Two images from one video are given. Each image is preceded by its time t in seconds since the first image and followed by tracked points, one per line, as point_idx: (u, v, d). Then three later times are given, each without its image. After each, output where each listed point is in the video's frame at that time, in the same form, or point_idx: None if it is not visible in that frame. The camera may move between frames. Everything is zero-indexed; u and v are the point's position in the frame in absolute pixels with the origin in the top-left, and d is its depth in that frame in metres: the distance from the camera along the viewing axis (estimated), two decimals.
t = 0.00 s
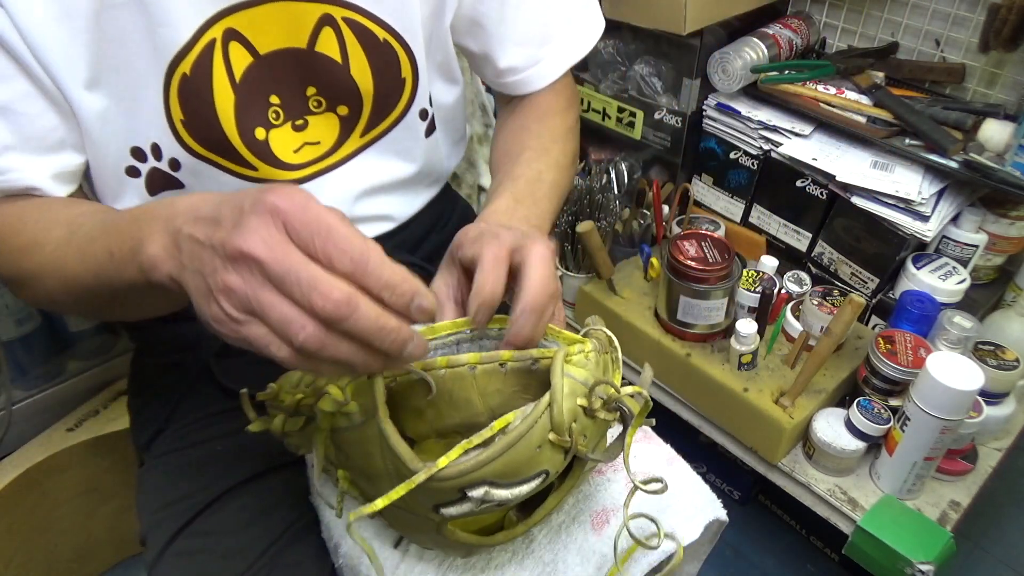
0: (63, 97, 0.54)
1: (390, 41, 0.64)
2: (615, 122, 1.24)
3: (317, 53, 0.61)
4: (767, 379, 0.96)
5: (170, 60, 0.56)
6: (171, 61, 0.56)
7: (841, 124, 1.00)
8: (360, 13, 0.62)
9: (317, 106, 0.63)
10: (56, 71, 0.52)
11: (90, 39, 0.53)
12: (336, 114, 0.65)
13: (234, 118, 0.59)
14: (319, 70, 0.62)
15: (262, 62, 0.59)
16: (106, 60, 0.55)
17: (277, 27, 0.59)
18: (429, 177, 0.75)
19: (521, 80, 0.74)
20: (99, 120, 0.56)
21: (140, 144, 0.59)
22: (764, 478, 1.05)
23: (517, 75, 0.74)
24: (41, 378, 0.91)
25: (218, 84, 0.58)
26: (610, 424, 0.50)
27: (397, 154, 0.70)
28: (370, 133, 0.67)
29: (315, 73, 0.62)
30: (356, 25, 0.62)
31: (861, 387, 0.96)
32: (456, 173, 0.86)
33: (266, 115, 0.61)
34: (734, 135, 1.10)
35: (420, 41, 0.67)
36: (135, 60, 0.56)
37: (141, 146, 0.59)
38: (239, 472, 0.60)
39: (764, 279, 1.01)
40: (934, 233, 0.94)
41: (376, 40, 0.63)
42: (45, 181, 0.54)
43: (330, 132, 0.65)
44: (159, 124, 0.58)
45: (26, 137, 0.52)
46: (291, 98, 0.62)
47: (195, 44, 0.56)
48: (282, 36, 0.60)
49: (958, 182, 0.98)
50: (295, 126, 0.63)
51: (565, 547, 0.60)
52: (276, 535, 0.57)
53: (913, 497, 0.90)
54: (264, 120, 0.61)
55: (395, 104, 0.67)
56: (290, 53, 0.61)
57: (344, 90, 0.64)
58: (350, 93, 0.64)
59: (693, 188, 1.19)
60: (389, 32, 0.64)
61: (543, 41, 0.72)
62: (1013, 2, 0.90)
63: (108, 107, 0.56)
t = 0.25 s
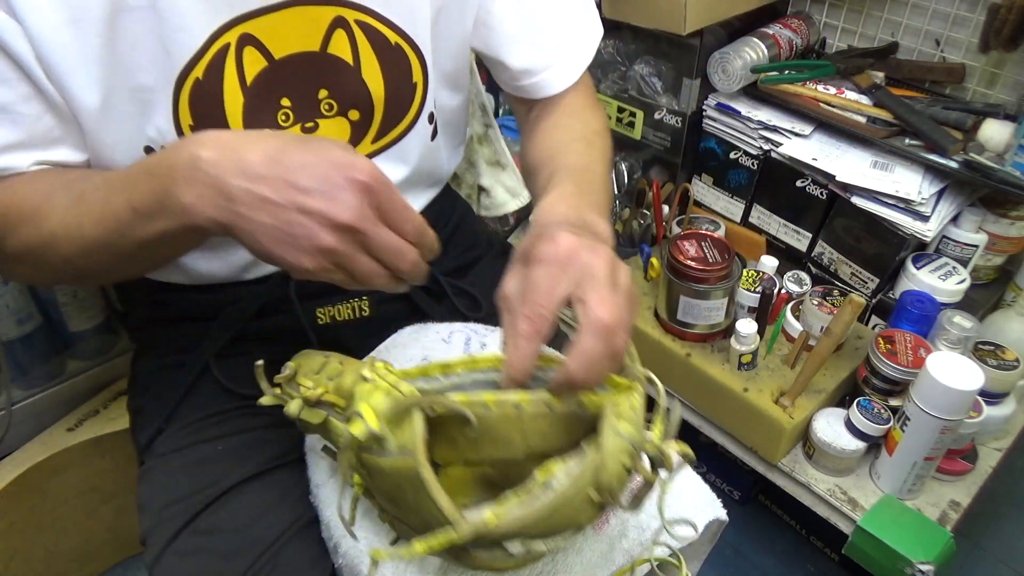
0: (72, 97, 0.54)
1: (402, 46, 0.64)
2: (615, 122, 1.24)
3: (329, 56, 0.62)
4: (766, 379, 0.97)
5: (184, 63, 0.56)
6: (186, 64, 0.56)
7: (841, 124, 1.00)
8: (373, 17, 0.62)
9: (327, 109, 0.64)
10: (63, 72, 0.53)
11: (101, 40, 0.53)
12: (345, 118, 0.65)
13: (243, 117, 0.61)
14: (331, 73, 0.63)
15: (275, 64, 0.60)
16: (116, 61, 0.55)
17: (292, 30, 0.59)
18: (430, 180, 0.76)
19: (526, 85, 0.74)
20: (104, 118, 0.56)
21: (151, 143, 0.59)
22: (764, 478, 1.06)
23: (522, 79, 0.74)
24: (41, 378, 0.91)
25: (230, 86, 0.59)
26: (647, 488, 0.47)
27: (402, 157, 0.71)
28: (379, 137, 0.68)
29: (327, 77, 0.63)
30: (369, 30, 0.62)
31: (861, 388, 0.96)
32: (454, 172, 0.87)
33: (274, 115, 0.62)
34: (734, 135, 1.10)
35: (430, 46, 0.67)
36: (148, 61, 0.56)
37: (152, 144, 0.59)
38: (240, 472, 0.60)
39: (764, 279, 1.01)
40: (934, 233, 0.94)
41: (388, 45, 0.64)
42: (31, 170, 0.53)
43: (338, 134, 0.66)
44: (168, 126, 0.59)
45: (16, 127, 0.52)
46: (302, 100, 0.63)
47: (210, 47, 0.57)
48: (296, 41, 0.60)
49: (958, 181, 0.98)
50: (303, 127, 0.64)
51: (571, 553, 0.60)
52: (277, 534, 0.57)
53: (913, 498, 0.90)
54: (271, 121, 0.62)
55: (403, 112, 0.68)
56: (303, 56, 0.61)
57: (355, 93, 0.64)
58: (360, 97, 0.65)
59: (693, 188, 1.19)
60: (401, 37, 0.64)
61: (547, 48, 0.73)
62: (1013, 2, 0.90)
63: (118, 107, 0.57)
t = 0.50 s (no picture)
0: (92, 92, 0.54)
1: (408, 41, 0.65)
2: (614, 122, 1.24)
3: (336, 49, 0.62)
4: (766, 379, 0.96)
5: (193, 59, 0.56)
6: (196, 60, 0.57)
7: (841, 124, 1.00)
8: (379, 11, 0.62)
9: (335, 103, 0.64)
10: (83, 68, 0.52)
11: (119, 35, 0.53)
12: (353, 113, 0.65)
13: (250, 111, 0.60)
14: (338, 67, 0.62)
15: (283, 57, 0.60)
16: (133, 57, 0.55)
17: (300, 23, 0.59)
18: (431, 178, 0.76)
19: (530, 78, 0.75)
20: (122, 113, 0.56)
21: (168, 139, 0.59)
22: (764, 478, 1.06)
23: (527, 72, 0.75)
24: (41, 377, 0.91)
25: (237, 80, 0.59)
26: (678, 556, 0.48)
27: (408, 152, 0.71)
28: (386, 134, 0.68)
29: (335, 70, 0.62)
30: (375, 23, 0.62)
31: (861, 387, 0.96)
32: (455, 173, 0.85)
33: (281, 109, 0.61)
34: (734, 135, 1.10)
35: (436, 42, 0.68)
36: (164, 57, 0.56)
37: (168, 141, 0.59)
38: (240, 472, 0.60)
39: (764, 279, 1.01)
40: (933, 233, 0.94)
41: (395, 40, 0.64)
42: (44, 183, 0.50)
43: (346, 130, 0.65)
44: (179, 120, 0.58)
45: (31, 133, 0.49)
46: (309, 94, 0.62)
47: (218, 41, 0.57)
48: (303, 33, 0.60)
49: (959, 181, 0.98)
50: (310, 121, 0.63)
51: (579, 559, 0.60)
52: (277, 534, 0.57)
53: (913, 498, 0.90)
54: (278, 114, 0.62)
55: (411, 105, 0.68)
56: (310, 49, 0.61)
57: (361, 88, 0.64)
58: (367, 92, 0.64)
59: (693, 188, 1.19)
60: (408, 30, 0.64)
61: (554, 41, 0.72)
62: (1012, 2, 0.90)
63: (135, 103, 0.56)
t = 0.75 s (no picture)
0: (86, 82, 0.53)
1: (405, 41, 0.65)
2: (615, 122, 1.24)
3: (332, 48, 0.62)
4: (766, 379, 0.96)
5: (188, 50, 0.56)
6: (191, 51, 0.56)
7: (841, 124, 1.00)
8: (376, 11, 0.62)
9: (330, 103, 0.63)
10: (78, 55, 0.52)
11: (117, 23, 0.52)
12: (348, 112, 0.65)
13: (246, 108, 0.59)
14: (333, 65, 0.62)
15: (279, 55, 0.60)
16: (130, 47, 0.54)
17: (297, 20, 0.59)
18: (428, 181, 0.75)
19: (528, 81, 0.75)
20: (118, 106, 0.55)
21: (158, 131, 0.57)
22: (763, 477, 1.06)
23: (525, 75, 0.75)
24: (40, 378, 0.91)
25: (234, 75, 0.58)
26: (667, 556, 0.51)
27: (402, 152, 0.70)
28: (380, 134, 0.67)
29: (332, 70, 0.63)
30: (373, 24, 0.63)
31: (861, 387, 0.96)
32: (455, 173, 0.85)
33: (276, 106, 0.61)
34: (734, 135, 1.10)
35: (435, 42, 0.68)
36: (158, 47, 0.55)
37: (158, 134, 0.58)
38: (240, 472, 0.60)
39: (764, 278, 1.01)
40: (933, 233, 0.94)
41: (392, 40, 0.64)
42: (39, 182, 0.50)
43: (341, 130, 0.65)
44: (172, 112, 0.57)
45: (26, 132, 0.48)
46: (304, 93, 0.62)
47: (215, 34, 0.56)
48: (301, 31, 0.60)
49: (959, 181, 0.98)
50: (305, 120, 0.63)
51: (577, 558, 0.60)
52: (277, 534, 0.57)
53: (913, 498, 0.90)
54: (274, 112, 0.61)
55: (407, 106, 0.68)
56: (307, 47, 0.61)
57: (357, 87, 0.64)
58: (362, 91, 0.64)
59: (693, 188, 1.19)
60: (405, 32, 0.65)
61: (552, 43, 0.73)
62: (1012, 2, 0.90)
63: (127, 93, 0.55)
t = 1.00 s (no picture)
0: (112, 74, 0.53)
1: (414, 47, 0.65)
2: (615, 122, 1.22)
3: (342, 56, 0.62)
4: (766, 379, 0.96)
5: (199, 58, 0.56)
6: (201, 58, 0.56)
7: (841, 124, 1.00)
8: (386, 18, 0.62)
9: (338, 111, 0.64)
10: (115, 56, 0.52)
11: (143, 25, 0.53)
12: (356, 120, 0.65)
13: (256, 117, 0.60)
14: (343, 73, 0.63)
15: (289, 63, 0.60)
16: (148, 41, 0.54)
17: (306, 28, 0.59)
18: (430, 185, 0.75)
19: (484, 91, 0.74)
20: (138, 98, 0.56)
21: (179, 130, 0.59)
22: (763, 477, 1.06)
23: (481, 84, 0.74)
24: (40, 377, 0.91)
25: (245, 84, 0.58)
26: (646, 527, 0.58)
27: (410, 157, 0.70)
28: (388, 140, 0.68)
29: (340, 78, 0.63)
30: (382, 31, 0.63)
31: (861, 387, 0.96)
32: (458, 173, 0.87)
33: (287, 115, 0.61)
34: (734, 135, 1.10)
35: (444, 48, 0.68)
36: (176, 51, 0.56)
37: (181, 133, 0.59)
38: (240, 471, 0.60)
39: (764, 278, 1.01)
40: (933, 233, 0.94)
41: (401, 46, 0.64)
42: (102, 174, 0.54)
43: (349, 136, 0.65)
44: (186, 110, 0.58)
45: (91, 127, 0.52)
46: (313, 100, 0.62)
47: (225, 42, 0.56)
48: (310, 40, 0.60)
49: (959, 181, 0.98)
50: (314, 128, 0.63)
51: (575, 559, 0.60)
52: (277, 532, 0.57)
53: (913, 498, 0.90)
54: (284, 120, 0.61)
55: (413, 111, 0.68)
56: (316, 55, 0.61)
57: (366, 95, 0.64)
58: (371, 99, 0.65)
59: (693, 188, 1.19)
60: (414, 37, 0.65)
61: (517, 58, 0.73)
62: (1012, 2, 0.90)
63: (151, 90, 0.56)
